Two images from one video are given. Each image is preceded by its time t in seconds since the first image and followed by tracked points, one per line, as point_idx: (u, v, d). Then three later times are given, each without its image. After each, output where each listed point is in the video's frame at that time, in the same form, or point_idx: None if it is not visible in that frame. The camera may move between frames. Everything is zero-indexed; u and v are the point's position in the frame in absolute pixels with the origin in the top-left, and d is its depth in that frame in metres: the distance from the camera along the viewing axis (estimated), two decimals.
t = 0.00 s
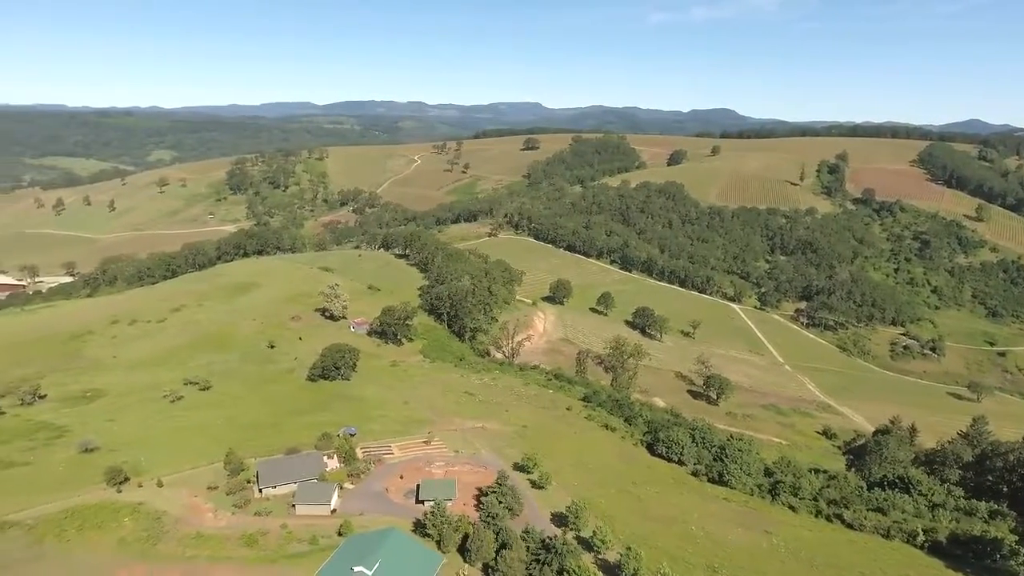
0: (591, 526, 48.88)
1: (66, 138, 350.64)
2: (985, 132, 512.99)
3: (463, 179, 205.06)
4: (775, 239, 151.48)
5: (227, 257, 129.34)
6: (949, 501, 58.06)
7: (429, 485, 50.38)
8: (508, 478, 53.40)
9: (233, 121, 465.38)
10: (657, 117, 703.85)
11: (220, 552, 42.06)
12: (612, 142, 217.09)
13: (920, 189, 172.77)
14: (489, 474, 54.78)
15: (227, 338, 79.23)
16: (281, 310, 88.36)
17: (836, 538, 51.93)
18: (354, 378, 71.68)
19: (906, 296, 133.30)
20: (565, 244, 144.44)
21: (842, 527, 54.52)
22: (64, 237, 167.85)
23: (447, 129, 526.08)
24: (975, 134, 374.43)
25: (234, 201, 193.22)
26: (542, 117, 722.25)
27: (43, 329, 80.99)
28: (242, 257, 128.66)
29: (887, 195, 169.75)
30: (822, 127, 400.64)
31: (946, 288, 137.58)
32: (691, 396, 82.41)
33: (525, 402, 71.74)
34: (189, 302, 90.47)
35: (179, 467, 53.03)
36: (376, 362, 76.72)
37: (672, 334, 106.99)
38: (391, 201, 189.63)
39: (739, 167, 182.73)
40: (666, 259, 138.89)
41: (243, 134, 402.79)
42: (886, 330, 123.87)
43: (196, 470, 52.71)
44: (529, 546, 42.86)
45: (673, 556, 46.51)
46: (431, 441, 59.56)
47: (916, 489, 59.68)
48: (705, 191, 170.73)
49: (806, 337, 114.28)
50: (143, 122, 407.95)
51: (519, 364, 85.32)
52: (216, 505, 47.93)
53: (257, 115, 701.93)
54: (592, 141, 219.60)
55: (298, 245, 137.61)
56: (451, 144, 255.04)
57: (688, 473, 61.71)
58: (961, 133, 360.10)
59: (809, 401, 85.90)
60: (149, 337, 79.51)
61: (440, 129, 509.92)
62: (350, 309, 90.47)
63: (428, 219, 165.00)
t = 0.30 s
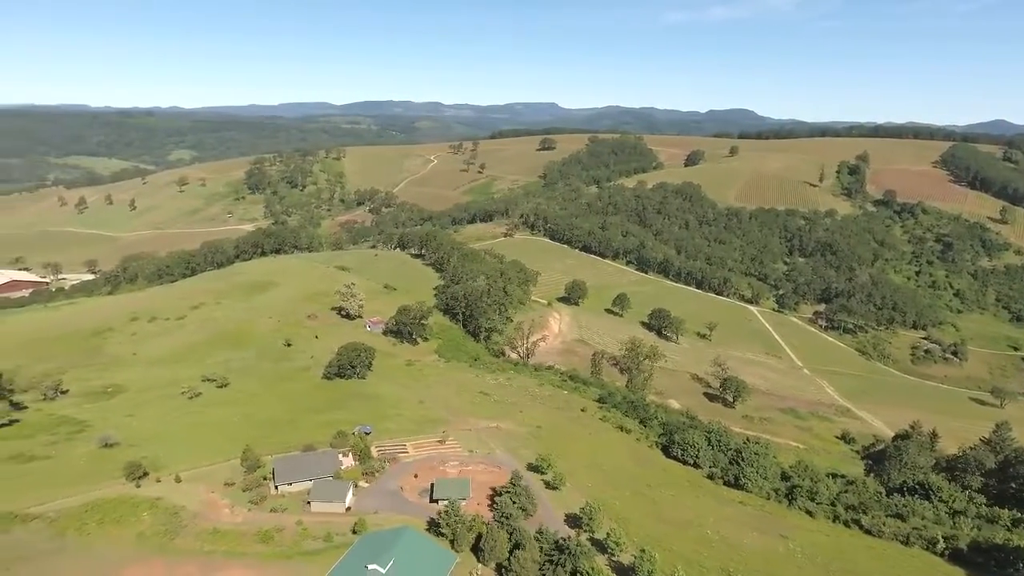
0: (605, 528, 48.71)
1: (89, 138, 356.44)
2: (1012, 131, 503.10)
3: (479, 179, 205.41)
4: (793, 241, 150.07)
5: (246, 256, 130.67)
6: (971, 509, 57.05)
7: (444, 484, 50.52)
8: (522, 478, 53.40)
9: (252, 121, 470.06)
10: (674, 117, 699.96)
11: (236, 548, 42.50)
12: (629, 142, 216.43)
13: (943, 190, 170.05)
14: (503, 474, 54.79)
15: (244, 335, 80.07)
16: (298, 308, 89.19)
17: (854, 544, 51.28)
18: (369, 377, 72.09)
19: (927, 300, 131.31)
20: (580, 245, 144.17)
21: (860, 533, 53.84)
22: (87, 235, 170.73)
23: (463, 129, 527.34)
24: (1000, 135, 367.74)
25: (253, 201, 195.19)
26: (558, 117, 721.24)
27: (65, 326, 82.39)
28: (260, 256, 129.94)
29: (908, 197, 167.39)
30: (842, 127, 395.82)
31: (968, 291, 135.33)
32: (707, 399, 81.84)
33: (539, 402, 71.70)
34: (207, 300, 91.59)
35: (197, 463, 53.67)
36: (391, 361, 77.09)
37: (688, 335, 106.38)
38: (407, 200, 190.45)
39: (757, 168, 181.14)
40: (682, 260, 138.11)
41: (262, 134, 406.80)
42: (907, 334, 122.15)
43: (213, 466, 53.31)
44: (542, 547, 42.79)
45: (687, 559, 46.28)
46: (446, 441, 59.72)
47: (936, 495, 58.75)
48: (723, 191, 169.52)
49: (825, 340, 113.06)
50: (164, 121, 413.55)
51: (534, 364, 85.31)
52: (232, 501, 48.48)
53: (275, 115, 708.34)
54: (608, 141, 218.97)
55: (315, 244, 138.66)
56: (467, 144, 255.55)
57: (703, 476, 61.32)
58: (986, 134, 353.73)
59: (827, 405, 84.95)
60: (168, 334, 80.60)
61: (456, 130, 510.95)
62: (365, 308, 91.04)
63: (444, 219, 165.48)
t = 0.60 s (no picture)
0: (619, 530, 48.48)
1: (112, 138, 362.19)
2: None
3: (495, 179, 205.53)
4: (812, 243, 148.49)
5: (264, 254, 131.97)
6: (993, 516, 56.04)
7: (458, 483, 50.61)
8: (537, 478, 53.35)
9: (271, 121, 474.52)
10: (692, 117, 695.24)
11: (252, 543, 42.94)
12: (646, 143, 215.41)
13: (967, 192, 167.10)
14: (518, 474, 54.81)
15: (262, 333, 80.90)
16: (315, 306, 89.91)
17: (872, 550, 50.56)
18: (385, 376, 72.43)
19: (950, 303, 129.13)
20: (597, 245, 143.78)
21: (878, 539, 53.10)
22: (109, 233, 173.51)
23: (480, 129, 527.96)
24: None
25: (271, 200, 197.15)
26: (575, 117, 719.81)
27: (88, 322, 83.82)
28: (279, 255, 131.17)
29: (931, 199, 164.76)
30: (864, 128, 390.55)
31: (992, 295, 132.81)
32: (724, 401, 81.24)
33: (554, 403, 71.60)
34: (226, 298, 92.65)
35: (214, 459, 54.29)
36: (407, 360, 77.45)
37: (704, 337, 105.65)
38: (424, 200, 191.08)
39: (776, 169, 179.49)
40: (699, 261, 137.17)
41: (281, 134, 410.56)
42: (928, 338, 120.24)
43: (230, 462, 53.90)
44: (556, 547, 42.69)
45: (701, 562, 45.95)
46: (461, 440, 59.86)
47: (958, 502, 57.77)
48: (740, 192, 168.16)
49: (844, 343, 111.69)
50: (185, 121, 418.94)
51: (549, 364, 85.22)
52: (249, 497, 49.00)
53: (295, 115, 714.61)
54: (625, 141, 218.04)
55: (332, 243, 139.65)
56: (484, 144, 255.81)
57: (719, 479, 60.88)
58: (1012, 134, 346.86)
59: (846, 409, 83.91)
60: (188, 331, 81.68)
61: (473, 130, 511.46)
62: (382, 307, 91.54)
63: (460, 219, 165.91)
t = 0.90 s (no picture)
0: (634, 533, 48.24)
1: (135, 137, 367.75)
2: None
3: (512, 179, 205.57)
4: (833, 245, 146.69)
5: (283, 252, 133.29)
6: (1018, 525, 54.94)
7: (473, 483, 50.69)
8: (552, 479, 53.28)
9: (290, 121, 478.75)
10: (711, 117, 689.75)
11: (269, 539, 43.37)
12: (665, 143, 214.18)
13: (993, 194, 163.91)
14: (533, 474, 54.79)
15: (281, 331, 81.69)
16: (333, 305, 90.61)
17: (892, 557, 49.82)
18: (401, 375, 72.80)
19: (974, 307, 126.72)
20: (613, 246, 143.29)
21: (898, 546, 52.31)
22: (131, 231, 176.25)
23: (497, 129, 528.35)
24: None
25: (290, 199, 199.01)
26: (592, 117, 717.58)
27: (110, 319, 85.23)
28: (297, 253, 132.35)
29: (956, 200, 161.90)
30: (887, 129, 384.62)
31: (1019, 299, 130.00)
32: (741, 404, 80.54)
33: (570, 404, 71.47)
34: (245, 296, 93.67)
35: (233, 455, 54.94)
36: (423, 359, 77.77)
37: (722, 339, 104.83)
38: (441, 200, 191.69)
39: (796, 170, 177.59)
40: (717, 262, 136.10)
41: (300, 134, 414.10)
42: (951, 342, 118.17)
43: (248, 459, 54.50)
44: (570, 549, 42.57)
45: (717, 566, 45.59)
46: (476, 440, 59.97)
47: (981, 510, 56.71)
48: (760, 193, 166.59)
49: (865, 346, 110.19)
50: (206, 121, 424.15)
51: (565, 365, 85.08)
52: (266, 493, 49.52)
53: (313, 114, 719.61)
54: (643, 141, 216.93)
55: (350, 242, 140.63)
56: (501, 144, 255.99)
57: (736, 482, 60.37)
58: None
59: (866, 414, 82.78)
60: (207, 329, 82.71)
61: (490, 129, 511.57)
62: (399, 306, 92.00)
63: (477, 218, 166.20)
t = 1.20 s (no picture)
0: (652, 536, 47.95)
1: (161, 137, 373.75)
2: None
3: (531, 179, 205.49)
4: (857, 247, 144.50)
5: (304, 251, 134.70)
6: None
7: (490, 483, 50.76)
8: (569, 480, 53.16)
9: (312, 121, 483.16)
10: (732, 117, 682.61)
11: (288, 535, 43.82)
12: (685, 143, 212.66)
13: None
14: (550, 475, 54.74)
15: (301, 329, 82.52)
16: (352, 304, 91.29)
17: (915, 565, 48.97)
18: (420, 374, 73.17)
19: (1003, 312, 123.85)
20: (633, 247, 142.67)
21: (921, 554, 51.39)
22: (156, 229, 179.10)
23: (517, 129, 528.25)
24: None
25: (311, 198, 200.95)
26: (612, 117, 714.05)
27: (135, 315, 86.75)
28: (318, 252, 133.60)
29: (985, 202, 158.56)
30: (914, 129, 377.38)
31: None
32: (762, 408, 79.70)
33: (587, 405, 71.27)
34: (266, 294, 94.77)
35: (253, 451, 55.61)
36: (442, 358, 78.06)
37: (742, 342, 103.84)
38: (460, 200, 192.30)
39: (819, 171, 175.32)
40: (738, 264, 134.80)
41: (322, 134, 417.70)
42: (978, 347, 115.71)
43: (268, 455, 55.12)
44: (587, 551, 42.44)
45: (736, 571, 45.15)
46: (494, 440, 60.05)
47: (1009, 519, 55.50)
48: (782, 194, 164.65)
49: (889, 351, 108.39)
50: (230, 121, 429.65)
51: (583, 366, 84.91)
52: (285, 489, 50.06)
53: (335, 114, 727.30)
54: (664, 142, 215.54)
55: (370, 242, 141.59)
56: (521, 144, 255.92)
57: (755, 487, 59.76)
58: None
59: (889, 419, 81.46)
60: (229, 326, 83.84)
61: (510, 130, 511.17)
62: (418, 306, 92.47)
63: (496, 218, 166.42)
